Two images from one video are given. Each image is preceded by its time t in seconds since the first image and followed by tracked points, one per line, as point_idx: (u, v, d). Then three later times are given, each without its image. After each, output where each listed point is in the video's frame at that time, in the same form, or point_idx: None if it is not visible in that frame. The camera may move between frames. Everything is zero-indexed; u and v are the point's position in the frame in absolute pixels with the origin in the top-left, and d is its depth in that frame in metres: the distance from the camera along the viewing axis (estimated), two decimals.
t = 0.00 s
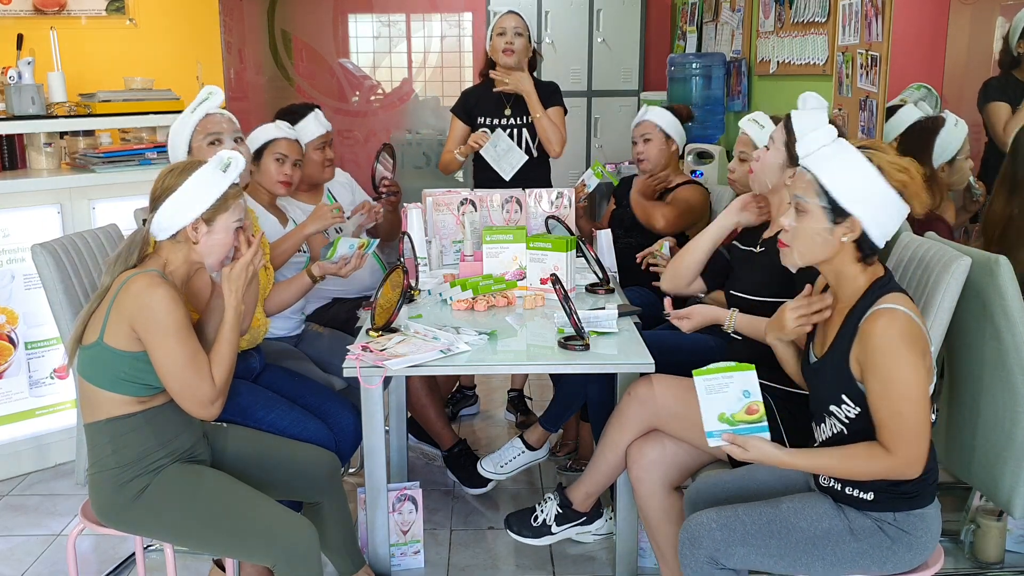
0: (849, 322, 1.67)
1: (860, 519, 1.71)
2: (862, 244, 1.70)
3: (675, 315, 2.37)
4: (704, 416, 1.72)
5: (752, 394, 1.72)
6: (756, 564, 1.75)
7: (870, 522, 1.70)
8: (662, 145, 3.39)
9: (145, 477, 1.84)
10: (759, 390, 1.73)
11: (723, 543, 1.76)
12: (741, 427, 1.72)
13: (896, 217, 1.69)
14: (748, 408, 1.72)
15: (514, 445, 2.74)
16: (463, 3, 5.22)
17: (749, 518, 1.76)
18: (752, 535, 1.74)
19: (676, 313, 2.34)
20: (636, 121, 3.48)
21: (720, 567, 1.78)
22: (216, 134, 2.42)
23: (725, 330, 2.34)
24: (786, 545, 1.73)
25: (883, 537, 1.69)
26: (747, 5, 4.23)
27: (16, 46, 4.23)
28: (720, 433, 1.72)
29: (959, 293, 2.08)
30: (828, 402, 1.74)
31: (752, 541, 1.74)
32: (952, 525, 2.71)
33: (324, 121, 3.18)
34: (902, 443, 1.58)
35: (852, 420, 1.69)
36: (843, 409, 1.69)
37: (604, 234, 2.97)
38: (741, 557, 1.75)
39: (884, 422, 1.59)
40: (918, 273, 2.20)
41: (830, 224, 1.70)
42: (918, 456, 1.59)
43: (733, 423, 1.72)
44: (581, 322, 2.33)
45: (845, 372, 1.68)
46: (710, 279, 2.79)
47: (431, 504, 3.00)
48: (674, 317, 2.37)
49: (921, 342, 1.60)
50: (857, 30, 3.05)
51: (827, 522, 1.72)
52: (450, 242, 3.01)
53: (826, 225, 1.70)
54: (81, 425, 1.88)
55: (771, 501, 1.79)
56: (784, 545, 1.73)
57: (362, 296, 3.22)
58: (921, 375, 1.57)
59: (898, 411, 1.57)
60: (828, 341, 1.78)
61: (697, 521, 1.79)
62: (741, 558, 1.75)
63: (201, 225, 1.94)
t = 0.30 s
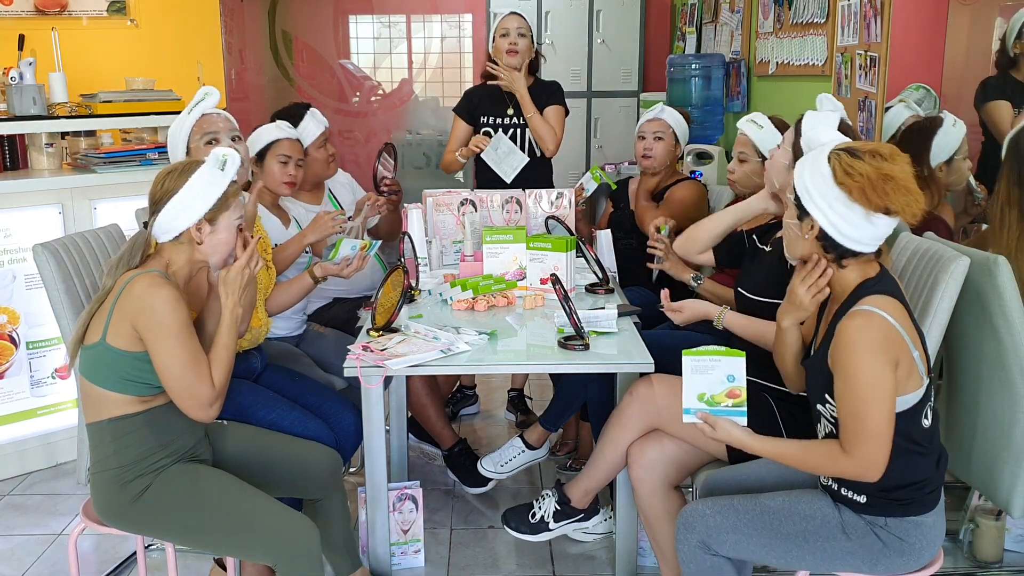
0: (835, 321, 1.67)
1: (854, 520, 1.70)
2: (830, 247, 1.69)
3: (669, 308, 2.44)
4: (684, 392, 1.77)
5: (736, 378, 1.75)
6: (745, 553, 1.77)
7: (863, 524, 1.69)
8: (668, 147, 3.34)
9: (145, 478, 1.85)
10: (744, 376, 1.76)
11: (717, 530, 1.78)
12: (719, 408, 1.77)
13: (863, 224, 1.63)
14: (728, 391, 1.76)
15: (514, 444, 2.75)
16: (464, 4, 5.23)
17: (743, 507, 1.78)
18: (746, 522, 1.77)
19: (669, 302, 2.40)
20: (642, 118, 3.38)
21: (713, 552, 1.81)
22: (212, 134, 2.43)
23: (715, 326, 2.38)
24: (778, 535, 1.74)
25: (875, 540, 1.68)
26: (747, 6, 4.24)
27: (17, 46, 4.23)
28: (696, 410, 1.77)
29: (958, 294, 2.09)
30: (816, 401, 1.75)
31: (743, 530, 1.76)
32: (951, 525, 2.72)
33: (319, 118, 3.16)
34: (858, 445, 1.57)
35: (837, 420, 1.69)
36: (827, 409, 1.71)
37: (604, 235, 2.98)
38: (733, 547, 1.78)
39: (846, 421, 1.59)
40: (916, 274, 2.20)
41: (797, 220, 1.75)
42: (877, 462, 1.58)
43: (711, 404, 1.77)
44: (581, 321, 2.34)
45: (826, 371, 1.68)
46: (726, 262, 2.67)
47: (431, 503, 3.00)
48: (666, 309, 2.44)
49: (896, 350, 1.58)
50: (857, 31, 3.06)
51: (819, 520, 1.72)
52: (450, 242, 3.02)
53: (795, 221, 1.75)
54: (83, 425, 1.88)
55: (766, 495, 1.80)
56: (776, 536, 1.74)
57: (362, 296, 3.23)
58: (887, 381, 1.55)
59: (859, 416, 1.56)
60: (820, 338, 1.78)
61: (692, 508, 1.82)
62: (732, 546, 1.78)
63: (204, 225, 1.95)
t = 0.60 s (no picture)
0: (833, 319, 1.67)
1: (854, 521, 1.70)
2: (826, 246, 1.69)
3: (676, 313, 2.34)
4: (686, 390, 1.77)
5: (738, 378, 1.75)
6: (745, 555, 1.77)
7: (863, 525, 1.69)
8: (671, 149, 3.33)
9: (150, 478, 1.85)
10: (746, 375, 1.75)
11: (717, 533, 1.78)
12: (720, 407, 1.77)
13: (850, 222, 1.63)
14: (731, 391, 1.76)
15: (514, 444, 2.74)
16: (464, 4, 5.23)
17: (742, 508, 1.78)
18: (746, 524, 1.76)
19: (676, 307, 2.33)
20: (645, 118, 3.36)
21: (713, 554, 1.80)
22: (212, 134, 2.43)
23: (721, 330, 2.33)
24: (778, 537, 1.74)
25: (874, 541, 1.68)
26: (747, 6, 4.24)
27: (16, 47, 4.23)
28: (697, 409, 1.77)
29: (958, 294, 2.09)
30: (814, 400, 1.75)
31: (744, 530, 1.76)
32: (951, 525, 2.71)
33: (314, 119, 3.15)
34: (852, 444, 1.57)
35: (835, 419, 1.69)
36: (825, 407, 1.71)
37: (603, 235, 2.98)
38: (735, 549, 1.77)
39: (841, 419, 1.59)
40: (917, 273, 2.20)
41: (797, 219, 1.76)
42: (872, 460, 1.57)
43: (713, 403, 1.77)
44: (581, 321, 2.34)
45: (824, 371, 1.68)
46: (728, 268, 2.67)
47: (431, 504, 3.00)
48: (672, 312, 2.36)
49: (893, 348, 1.58)
50: (857, 31, 3.05)
51: (820, 520, 1.72)
52: (450, 242, 3.02)
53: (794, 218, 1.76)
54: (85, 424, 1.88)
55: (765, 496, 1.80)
56: (777, 538, 1.74)
57: (362, 296, 3.23)
58: (883, 380, 1.55)
59: (854, 415, 1.56)
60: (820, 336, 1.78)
61: (692, 508, 1.81)
62: (733, 547, 1.77)
63: (207, 225, 1.95)
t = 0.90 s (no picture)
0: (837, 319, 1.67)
1: (854, 519, 1.70)
2: (831, 246, 1.69)
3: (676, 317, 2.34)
4: (692, 401, 1.75)
5: (742, 384, 1.75)
6: (748, 555, 1.77)
7: (863, 523, 1.70)
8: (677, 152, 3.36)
9: (152, 476, 1.86)
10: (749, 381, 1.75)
11: (717, 534, 1.78)
12: (726, 415, 1.76)
13: (856, 221, 1.63)
14: (735, 398, 1.75)
15: (514, 444, 2.74)
16: (464, 4, 5.23)
17: (743, 509, 1.78)
18: (747, 524, 1.76)
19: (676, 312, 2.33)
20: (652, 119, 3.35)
21: (714, 556, 1.80)
22: (212, 135, 2.43)
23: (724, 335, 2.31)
24: (779, 537, 1.74)
25: (875, 539, 1.68)
26: (747, 6, 4.24)
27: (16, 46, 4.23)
28: (704, 419, 1.76)
29: (958, 294, 2.09)
30: (817, 399, 1.75)
31: (745, 531, 1.76)
32: (951, 525, 2.72)
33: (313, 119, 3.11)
34: (863, 442, 1.57)
35: (838, 417, 1.69)
36: (829, 405, 1.71)
37: (604, 235, 2.98)
38: (736, 549, 1.77)
39: (850, 419, 1.59)
40: (917, 273, 2.20)
41: (802, 218, 1.77)
42: (885, 459, 1.57)
43: (719, 411, 1.76)
44: (581, 321, 2.34)
45: (829, 371, 1.68)
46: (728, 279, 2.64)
47: (432, 504, 3.00)
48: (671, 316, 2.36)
49: (899, 347, 1.58)
50: (857, 31, 3.05)
51: (820, 519, 1.72)
52: (450, 242, 3.02)
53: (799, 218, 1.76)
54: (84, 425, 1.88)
55: (766, 496, 1.80)
56: (778, 537, 1.74)
57: (362, 296, 3.23)
58: (892, 377, 1.55)
59: (863, 413, 1.56)
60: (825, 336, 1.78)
61: (692, 509, 1.81)
62: (734, 547, 1.77)
63: (200, 226, 1.95)
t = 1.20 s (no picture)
0: (842, 319, 1.67)
1: (855, 519, 1.70)
2: (838, 246, 1.69)
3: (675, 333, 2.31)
4: (693, 398, 1.76)
5: (744, 382, 1.75)
6: (749, 555, 1.77)
7: (864, 523, 1.69)
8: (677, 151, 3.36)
9: (150, 477, 1.86)
10: (752, 379, 1.75)
11: (717, 534, 1.78)
12: (728, 413, 1.76)
13: (865, 221, 1.63)
14: (738, 396, 1.75)
15: (514, 444, 2.74)
16: (464, 4, 5.23)
17: (744, 509, 1.78)
18: (748, 525, 1.76)
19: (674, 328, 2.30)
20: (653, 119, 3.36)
21: (715, 556, 1.80)
22: (222, 134, 2.41)
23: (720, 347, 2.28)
24: (780, 537, 1.74)
25: (876, 539, 1.68)
26: (747, 6, 4.24)
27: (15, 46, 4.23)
28: (706, 416, 1.76)
29: (958, 294, 2.09)
30: (820, 400, 1.75)
31: (745, 531, 1.76)
32: (951, 525, 2.72)
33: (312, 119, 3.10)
34: (866, 443, 1.57)
35: (841, 417, 1.69)
36: (832, 406, 1.71)
37: (603, 235, 2.97)
38: (736, 549, 1.77)
39: (855, 420, 1.59)
40: (917, 273, 2.20)
41: (809, 216, 1.74)
42: (890, 458, 1.57)
43: (721, 409, 1.76)
44: (581, 321, 2.34)
45: (833, 372, 1.68)
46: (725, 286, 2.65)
47: (432, 504, 3.00)
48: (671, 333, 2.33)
49: (903, 348, 1.58)
50: (857, 31, 3.05)
51: (821, 519, 1.72)
52: (450, 242, 3.02)
53: (806, 218, 1.75)
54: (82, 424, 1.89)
55: (767, 496, 1.80)
56: (779, 537, 1.74)
57: (362, 296, 3.23)
58: (897, 377, 1.55)
59: (867, 414, 1.56)
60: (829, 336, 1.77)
61: (693, 510, 1.81)
62: (734, 548, 1.77)
63: (188, 225, 1.94)
